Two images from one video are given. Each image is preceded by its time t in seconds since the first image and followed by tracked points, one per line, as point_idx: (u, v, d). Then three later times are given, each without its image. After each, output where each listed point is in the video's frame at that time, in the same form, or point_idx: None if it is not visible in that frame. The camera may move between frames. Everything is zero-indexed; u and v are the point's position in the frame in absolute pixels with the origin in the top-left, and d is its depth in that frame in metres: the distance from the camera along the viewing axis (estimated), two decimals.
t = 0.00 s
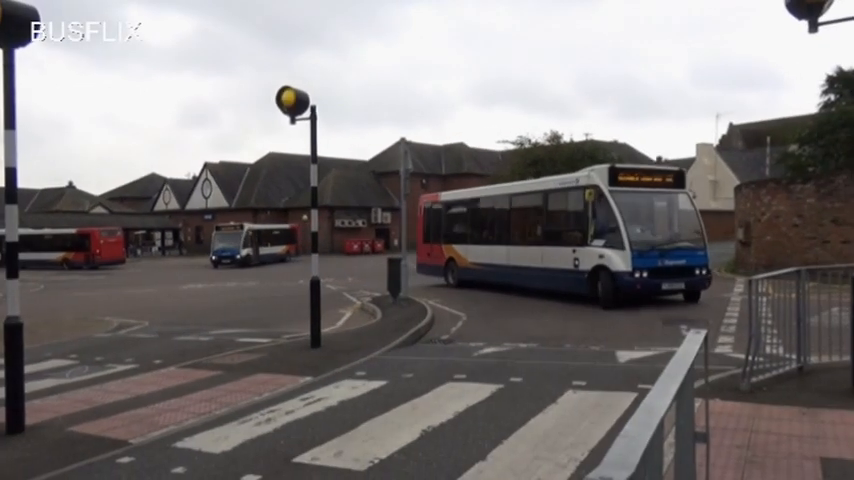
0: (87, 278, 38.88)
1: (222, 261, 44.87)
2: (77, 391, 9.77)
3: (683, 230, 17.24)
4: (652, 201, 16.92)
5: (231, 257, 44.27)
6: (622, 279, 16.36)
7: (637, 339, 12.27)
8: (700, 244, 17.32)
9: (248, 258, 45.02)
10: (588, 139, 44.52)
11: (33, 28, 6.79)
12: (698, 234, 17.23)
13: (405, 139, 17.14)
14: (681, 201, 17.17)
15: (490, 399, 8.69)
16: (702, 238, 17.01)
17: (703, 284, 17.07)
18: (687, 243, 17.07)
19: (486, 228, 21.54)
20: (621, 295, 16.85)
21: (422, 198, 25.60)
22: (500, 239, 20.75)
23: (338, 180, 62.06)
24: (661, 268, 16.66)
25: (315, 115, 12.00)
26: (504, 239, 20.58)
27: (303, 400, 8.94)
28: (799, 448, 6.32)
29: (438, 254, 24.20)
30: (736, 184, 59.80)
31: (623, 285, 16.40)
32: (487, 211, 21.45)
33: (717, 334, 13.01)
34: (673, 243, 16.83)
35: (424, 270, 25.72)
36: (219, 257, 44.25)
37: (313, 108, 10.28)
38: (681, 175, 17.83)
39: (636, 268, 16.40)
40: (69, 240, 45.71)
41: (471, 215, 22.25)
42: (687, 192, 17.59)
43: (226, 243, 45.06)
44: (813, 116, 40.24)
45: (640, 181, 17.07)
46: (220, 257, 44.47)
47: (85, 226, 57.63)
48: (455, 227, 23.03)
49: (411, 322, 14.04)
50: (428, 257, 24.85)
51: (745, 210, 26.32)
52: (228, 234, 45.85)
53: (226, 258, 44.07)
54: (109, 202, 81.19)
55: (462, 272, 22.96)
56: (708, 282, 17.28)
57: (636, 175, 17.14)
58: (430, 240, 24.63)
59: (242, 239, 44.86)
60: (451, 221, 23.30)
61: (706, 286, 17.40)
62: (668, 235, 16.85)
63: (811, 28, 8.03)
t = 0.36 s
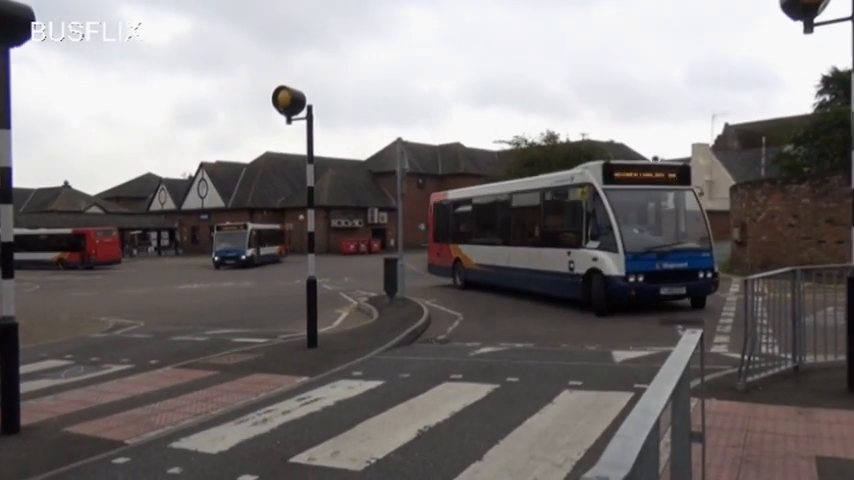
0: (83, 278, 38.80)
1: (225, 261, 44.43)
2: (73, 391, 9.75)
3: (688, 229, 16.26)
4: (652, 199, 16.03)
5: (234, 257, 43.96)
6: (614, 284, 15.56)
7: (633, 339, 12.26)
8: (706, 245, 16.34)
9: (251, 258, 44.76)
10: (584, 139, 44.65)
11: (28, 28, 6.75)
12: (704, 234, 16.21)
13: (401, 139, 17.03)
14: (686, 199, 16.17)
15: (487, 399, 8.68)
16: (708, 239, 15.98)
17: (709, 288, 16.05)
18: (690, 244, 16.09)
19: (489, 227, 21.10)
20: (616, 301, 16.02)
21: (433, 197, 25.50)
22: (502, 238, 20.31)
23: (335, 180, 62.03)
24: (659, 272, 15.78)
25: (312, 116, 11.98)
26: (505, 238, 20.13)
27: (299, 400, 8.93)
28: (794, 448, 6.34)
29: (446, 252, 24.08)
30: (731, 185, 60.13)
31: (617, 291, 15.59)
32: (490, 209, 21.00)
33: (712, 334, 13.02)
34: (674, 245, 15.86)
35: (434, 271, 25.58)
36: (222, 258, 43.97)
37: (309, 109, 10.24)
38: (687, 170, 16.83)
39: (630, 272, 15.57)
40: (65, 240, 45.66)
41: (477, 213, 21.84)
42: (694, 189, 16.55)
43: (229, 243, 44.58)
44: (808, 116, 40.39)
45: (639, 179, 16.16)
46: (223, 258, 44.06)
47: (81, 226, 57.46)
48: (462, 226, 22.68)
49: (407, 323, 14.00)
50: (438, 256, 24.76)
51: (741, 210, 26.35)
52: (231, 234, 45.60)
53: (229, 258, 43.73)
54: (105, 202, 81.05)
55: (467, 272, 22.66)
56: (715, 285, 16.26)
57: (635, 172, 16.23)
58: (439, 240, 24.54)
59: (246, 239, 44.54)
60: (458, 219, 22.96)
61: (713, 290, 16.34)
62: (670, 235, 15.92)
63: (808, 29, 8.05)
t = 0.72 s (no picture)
0: (80, 278, 38.73)
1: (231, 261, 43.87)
2: (70, 392, 9.73)
3: (687, 231, 15.28)
4: (646, 199, 15.13)
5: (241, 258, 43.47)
6: (601, 291, 14.70)
7: (630, 340, 12.26)
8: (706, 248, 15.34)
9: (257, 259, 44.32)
10: (581, 139, 44.74)
11: (25, 26, 6.74)
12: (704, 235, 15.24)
13: (398, 139, 17.00)
14: (684, 198, 15.22)
15: (484, 399, 8.69)
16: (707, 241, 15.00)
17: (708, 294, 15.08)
18: (688, 247, 15.10)
19: (492, 227, 20.80)
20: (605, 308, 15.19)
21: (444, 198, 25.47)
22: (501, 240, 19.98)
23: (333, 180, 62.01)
24: (651, 277, 14.87)
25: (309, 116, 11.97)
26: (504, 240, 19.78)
27: (296, 400, 8.93)
28: (790, 447, 6.35)
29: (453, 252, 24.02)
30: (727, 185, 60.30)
31: (604, 297, 14.73)
32: (492, 209, 20.74)
33: (709, 334, 13.03)
34: (669, 248, 14.91)
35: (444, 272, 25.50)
36: (228, 258, 43.26)
37: (306, 109, 10.21)
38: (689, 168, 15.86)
39: (618, 278, 14.71)
40: (61, 240, 45.56)
41: (482, 213, 21.60)
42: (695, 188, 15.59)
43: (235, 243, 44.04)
44: (805, 116, 40.47)
45: (633, 176, 15.26)
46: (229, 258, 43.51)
47: (77, 226, 57.31)
48: (468, 226, 22.49)
49: (404, 323, 13.98)
50: (447, 257, 24.70)
51: (737, 210, 26.40)
52: (235, 233, 45.07)
53: (235, 259, 43.10)
54: (101, 202, 80.89)
55: (472, 273, 22.40)
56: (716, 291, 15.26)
57: (628, 170, 15.36)
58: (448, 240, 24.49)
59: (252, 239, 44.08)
60: (465, 220, 22.84)
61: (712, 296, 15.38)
62: (665, 238, 14.99)
63: (803, 29, 8.07)
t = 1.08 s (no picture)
0: (78, 278, 38.72)
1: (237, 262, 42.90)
2: (67, 392, 9.72)
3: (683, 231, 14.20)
4: (638, 197, 14.12)
5: (247, 258, 42.57)
6: (583, 295, 13.78)
7: (627, 340, 12.27)
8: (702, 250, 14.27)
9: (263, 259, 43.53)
10: (579, 139, 44.81)
11: (22, 26, 6.73)
12: (700, 236, 14.18)
13: (397, 139, 17.01)
14: (680, 196, 14.17)
15: (482, 399, 8.69)
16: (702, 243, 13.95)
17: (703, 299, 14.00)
18: (681, 249, 14.05)
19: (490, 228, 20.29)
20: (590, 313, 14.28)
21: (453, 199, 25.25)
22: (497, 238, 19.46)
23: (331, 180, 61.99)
24: (638, 281, 13.87)
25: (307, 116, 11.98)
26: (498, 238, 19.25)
27: (294, 400, 8.93)
28: (787, 447, 6.35)
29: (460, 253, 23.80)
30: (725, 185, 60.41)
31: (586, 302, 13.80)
32: (489, 209, 20.28)
33: (706, 334, 13.06)
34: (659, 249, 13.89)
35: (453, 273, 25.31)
36: (234, 259, 42.34)
37: (303, 109, 10.19)
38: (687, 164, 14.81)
39: (601, 281, 13.75)
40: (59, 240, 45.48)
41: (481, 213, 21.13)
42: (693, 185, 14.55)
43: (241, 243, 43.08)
44: (803, 116, 40.52)
45: (624, 173, 14.24)
46: (235, 258, 42.56)
47: (74, 226, 57.25)
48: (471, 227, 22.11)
49: (402, 323, 13.99)
50: (455, 257, 24.54)
51: (735, 210, 26.42)
52: (241, 232, 44.09)
53: (241, 260, 42.14)
54: (99, 202, 80.79)
55: (474, 275, 21.87)
56: (712, 296, 14.18)
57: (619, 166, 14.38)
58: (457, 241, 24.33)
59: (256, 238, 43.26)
60: (469, 220, 22.46)
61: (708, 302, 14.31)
62: (657, 239, 13.97)
63: (800, 29, 8.08)
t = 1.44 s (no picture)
0: (75, 278, 38.68)
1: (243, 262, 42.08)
2: (65, 392, 9.70)
3: (673, 234, 12.82)
4: (623, 195, 12.88)
5: (254, 259, 41.87)
6: (556, 302, 12.55)
7: (625, 340, 12.27)
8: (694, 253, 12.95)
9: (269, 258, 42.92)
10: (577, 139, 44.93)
11: (20, 26, 6.72)
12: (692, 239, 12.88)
13: (395, 139, 17.01)
14: (671, 194, 12.90)
15: (480, 399, 8.70)
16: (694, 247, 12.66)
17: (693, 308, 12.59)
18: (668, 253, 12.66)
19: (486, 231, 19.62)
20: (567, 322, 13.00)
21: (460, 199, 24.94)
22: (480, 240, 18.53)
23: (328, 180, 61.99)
24: (618, 288, 12.52)
25: (305, 116, 11.99)
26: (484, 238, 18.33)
27: (292, 400, 8.92)
28: (785, 447, 6.36)
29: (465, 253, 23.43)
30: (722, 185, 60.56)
31: (560, 310, 12.56)
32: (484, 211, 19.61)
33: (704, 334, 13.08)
34: (643, 253, 12.56)
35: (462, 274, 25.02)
36: (241, 259, 41.58)
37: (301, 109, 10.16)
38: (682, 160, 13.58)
39: (576, 288, 12.49)
40: (56, 240, 45.38)
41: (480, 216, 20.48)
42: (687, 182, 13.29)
43: (247, 244, 42.34)
44: (800, 117, 40.62)
45: (609, 170, 12.99)
46: (242, 259, 41.73)
47: (72, 226, 57.17)
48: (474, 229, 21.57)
49: (400, 323, 13.97)
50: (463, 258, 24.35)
51: (732, 210, 26.43)
52: (246, 232, 43.01)
53: (249, 260, 41.48)
54: (96, 202, 80.73)
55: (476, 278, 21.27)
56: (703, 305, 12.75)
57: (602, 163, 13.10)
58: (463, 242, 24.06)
59: (262, 238, 42.61)
60: (471, 221, 21.87)
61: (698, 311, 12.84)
62: (645, 241, 12.68)
63: (797, 29, 8.09)
